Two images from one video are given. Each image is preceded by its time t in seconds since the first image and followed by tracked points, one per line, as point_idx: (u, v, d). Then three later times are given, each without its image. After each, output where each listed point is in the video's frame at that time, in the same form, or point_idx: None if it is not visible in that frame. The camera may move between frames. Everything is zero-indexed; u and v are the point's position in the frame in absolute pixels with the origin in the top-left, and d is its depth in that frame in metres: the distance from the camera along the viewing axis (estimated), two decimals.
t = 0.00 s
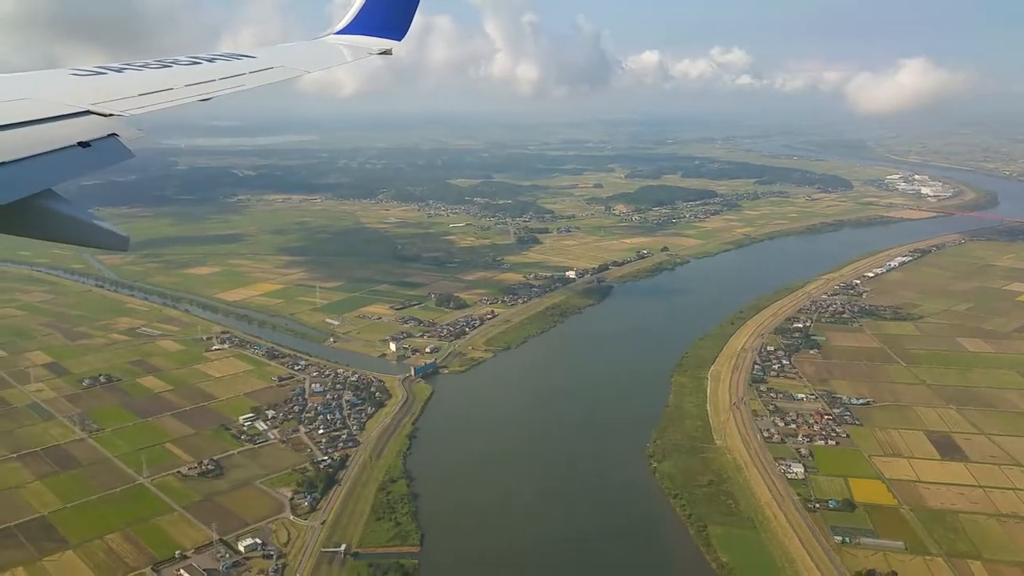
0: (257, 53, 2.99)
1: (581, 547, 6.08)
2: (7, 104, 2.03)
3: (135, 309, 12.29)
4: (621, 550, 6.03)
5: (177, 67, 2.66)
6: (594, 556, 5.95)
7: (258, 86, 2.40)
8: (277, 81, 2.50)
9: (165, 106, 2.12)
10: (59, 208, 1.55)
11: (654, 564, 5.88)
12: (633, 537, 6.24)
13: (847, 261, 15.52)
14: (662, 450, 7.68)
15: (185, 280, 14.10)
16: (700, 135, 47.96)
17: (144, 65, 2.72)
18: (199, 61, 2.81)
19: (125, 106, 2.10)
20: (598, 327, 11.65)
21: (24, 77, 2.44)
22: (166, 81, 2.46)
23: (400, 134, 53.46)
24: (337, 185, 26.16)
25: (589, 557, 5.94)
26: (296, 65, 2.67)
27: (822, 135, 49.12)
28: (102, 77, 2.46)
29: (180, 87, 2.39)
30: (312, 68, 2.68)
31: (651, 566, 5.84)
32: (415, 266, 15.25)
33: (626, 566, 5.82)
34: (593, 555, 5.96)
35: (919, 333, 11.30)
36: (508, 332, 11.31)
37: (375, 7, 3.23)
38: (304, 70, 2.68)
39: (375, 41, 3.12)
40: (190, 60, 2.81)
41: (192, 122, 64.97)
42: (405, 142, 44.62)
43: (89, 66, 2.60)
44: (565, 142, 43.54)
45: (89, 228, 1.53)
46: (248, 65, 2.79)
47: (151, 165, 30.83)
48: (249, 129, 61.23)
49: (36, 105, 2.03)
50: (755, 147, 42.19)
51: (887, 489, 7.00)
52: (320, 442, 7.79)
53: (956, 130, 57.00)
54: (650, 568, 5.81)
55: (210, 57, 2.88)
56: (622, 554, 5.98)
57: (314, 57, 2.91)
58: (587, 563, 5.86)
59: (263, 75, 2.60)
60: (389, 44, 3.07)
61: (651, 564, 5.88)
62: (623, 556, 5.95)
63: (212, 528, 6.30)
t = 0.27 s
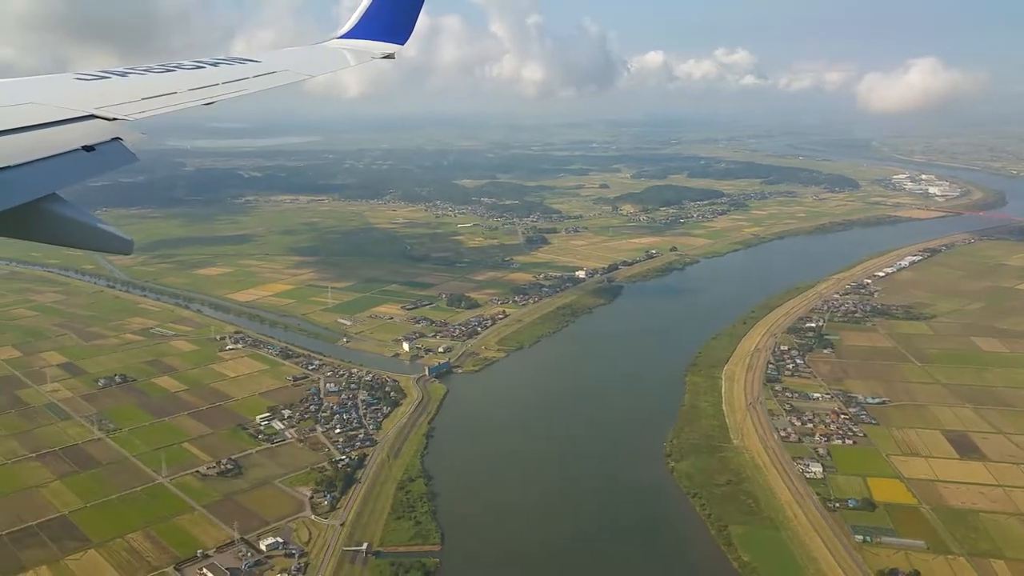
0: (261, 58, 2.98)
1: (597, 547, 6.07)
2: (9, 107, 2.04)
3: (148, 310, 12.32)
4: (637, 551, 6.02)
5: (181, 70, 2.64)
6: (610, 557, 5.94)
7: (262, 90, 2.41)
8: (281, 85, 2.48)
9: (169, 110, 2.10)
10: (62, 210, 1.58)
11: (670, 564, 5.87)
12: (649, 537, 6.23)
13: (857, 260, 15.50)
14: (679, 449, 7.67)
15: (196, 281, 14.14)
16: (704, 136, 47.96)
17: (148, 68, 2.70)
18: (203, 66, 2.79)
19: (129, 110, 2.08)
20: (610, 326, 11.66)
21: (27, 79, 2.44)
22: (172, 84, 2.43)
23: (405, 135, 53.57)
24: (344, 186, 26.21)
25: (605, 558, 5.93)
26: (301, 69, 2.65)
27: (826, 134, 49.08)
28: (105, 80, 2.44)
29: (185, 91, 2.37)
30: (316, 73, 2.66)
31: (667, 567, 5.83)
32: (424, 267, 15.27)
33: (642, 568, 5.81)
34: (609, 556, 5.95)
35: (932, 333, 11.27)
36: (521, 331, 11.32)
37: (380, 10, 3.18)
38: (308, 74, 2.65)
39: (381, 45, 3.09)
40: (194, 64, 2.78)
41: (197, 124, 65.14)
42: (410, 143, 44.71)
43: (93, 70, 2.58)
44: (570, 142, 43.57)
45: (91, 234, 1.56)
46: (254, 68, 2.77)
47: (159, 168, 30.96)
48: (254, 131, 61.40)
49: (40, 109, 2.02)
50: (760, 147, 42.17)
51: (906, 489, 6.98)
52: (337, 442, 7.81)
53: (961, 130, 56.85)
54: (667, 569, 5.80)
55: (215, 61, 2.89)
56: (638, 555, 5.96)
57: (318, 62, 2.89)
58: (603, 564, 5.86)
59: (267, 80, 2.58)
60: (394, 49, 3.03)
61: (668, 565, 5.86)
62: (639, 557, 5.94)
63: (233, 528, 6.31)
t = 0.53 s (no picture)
0: (261, 61, 3.04)
1: (605, 548, 6.07)
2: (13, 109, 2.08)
3: (158, 309, 12.33)
4: (645, 552, 6.01)
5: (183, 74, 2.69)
6: (618, 557, 5.94)
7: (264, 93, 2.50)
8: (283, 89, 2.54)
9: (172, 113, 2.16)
10: (61, 211, 1.62)
11: (679, 565, 5.86)
12: (657, 537, 6.23)
13: (866, 261, 15.49)
14: (694, 450, 7.67)
15: (205, 281, 14.15)
16: (707, 137, 47.96)
17: (150, 72, 2.75)
18: (204, 70, 2.85)
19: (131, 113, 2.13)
20: (620, 326, 11.66)
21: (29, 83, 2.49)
22: (175, 87, 2.49)
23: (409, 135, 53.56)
24: (350, 186, 26.24)
25: (614, 558, 5.94)
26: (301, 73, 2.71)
27: (829, 136, 49.08)
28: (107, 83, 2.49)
29: (186, 94, 2.43)
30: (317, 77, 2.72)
31: (676, 567, 5.82)
32: (433, 267, 15.28)
33: (650, 568, 5.80)
34: (618, 556, 5.95)
35: (943, 334, 11.25)
36: (531, 331, 11.33)
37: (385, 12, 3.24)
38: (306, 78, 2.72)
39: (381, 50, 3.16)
40: (195, 69, 2.84)
41: (200, 125, 65.22)
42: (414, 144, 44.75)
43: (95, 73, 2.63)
44: (574, 143, 43.61)
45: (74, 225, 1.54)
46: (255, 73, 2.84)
47: (164, 167, 31.00)
48: (257, 131, 61.45)
49: (44, 112, 2.07)
50: (764, 148, 42.17)
51: (923, 490, 6.97)
52: (352, 441, 7.84)
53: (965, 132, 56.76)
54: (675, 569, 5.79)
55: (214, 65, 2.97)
56: (646, 555, 5.96)
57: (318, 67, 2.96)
58: (611, 564, 5.86)
59: (266, 84, 2.64)
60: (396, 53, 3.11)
61: (676, 564, 5.85)
62: (648, 558, 5.94)
63: (251, 526, 6.31)
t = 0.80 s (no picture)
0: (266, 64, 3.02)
1: (617, 547, 6.07)
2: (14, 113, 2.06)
3: (171, 309, 12.38)
4: (657, 551, 6.01)
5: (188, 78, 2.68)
6: (630, 557, 5.94)
7: (268, 97, 2.46)
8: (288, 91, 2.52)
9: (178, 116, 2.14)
10: (67, 216, 1.61)
11: (691, 565, 5.85)
12: (669, 537, 6.22)
13: (877, 261, 15.46)
14: (712, 450, 7.66)
15: (218, 281, 14.20)
16: (712, 137, 47.95)
17: (156, 77, 2.74)
18: (209, 73, 2.83)
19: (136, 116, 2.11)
20: (633, 326, 11.67)
21: (35, 87, 2.48)
22: (183, 91, 2.47)
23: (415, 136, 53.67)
24: (357, 187, 26.31)
25: (625, 557, 5.93)
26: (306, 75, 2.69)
27: (835, 135, 49.01)
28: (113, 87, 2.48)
29: (191, 98, 2.41)
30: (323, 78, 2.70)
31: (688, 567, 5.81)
32: (443, 267, 15.30)
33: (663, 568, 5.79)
34: (630, 556, 5.95)
35: (958, 333, 11.22)
36: (545, 331, 11.34)
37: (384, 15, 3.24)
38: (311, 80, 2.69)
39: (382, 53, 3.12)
40: (200, 72, 2.82)
41: (206, 126, 65.42)
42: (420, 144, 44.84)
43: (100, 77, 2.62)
44: (580, 143, 43.64)
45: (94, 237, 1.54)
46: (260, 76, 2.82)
47: (172, 169, 31.14)
48: (263, 132, 61.67)
49: (50, 116, 2.05)
50: (770, 148, 42.13)
51: (943, 489, 6.96)
52: (370, 440, 7.86)
53: (971, 132, 56.55)
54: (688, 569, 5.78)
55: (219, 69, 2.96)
56: (658, 555, 5.95)
57: (323, 69, 2.93)
58: (623, 564, 5.85)
59: (272, 87, 2.62)
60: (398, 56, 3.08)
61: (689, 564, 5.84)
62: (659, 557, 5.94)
63: (272, 525, 6.34)
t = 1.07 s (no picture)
0: (272, 66, 3.03)
1: (626, 547, 6.06)
2: (20, 114, 2.03)
3: (184, 309, 12.42)
4: (666, 552, 6.00)
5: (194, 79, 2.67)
6: (638, 557, 5.93)
7: (276, 99, 2.43)
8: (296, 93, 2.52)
9: (186, 118, 2.14)
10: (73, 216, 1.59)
11: (700, 565, 5.84)
12: (678, 537, 6.21)
13: (889, 262, 15.42)
14: (731, 450, 7.65)
15: (230, 281, 14.23)
16: (718, 138, 47.93)
17: (163, 78, 2.74)
18: (215, 75, 2.83)
19: (144, 117, 2.11)
20: (646, 326, 11.67)
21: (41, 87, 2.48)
22: (189, 92, 2.47)
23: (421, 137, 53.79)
24: (366, 188, 26.36)
25: (634, 558, 5.92)
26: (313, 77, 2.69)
27: (842, 137, 48.90)
28: (119, 88, 2.47)
29: (198, 99, 2.41)
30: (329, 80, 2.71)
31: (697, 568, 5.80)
32: (454, 268, 15.32)
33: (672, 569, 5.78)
34: (640, 556, 5.95)
35: (973, 335, 11.18)
36: (558, 331, 11.34)
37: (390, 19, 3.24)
38: (318, 82, 2.69)
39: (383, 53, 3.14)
40: (206, 73, 2.82)
41: (212, 127, 65.61)
42: (426, 145, 44.90)
43: (108, 78, 2.61)
44: (586, 144, 43.65)
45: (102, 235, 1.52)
46: (268, 77, 2.82)
47: (181, 170, 31.24)
48: (269, 133, 61.84)
49: (58, 116, 2.04)
50: (777, 149, 42.07)
51: (964, 490, 6.93)
52: (388, 440, 7.88)
53: (979, 133, 56.36)
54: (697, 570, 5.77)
55: (227, 70, 2.94)
56: (667, 555, 5.94)
57: (330, 71, 2.92)
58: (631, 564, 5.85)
59: (278, 89, 2.62)
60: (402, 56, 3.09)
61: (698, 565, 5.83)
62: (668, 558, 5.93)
63: (294, 525, 6.34)
